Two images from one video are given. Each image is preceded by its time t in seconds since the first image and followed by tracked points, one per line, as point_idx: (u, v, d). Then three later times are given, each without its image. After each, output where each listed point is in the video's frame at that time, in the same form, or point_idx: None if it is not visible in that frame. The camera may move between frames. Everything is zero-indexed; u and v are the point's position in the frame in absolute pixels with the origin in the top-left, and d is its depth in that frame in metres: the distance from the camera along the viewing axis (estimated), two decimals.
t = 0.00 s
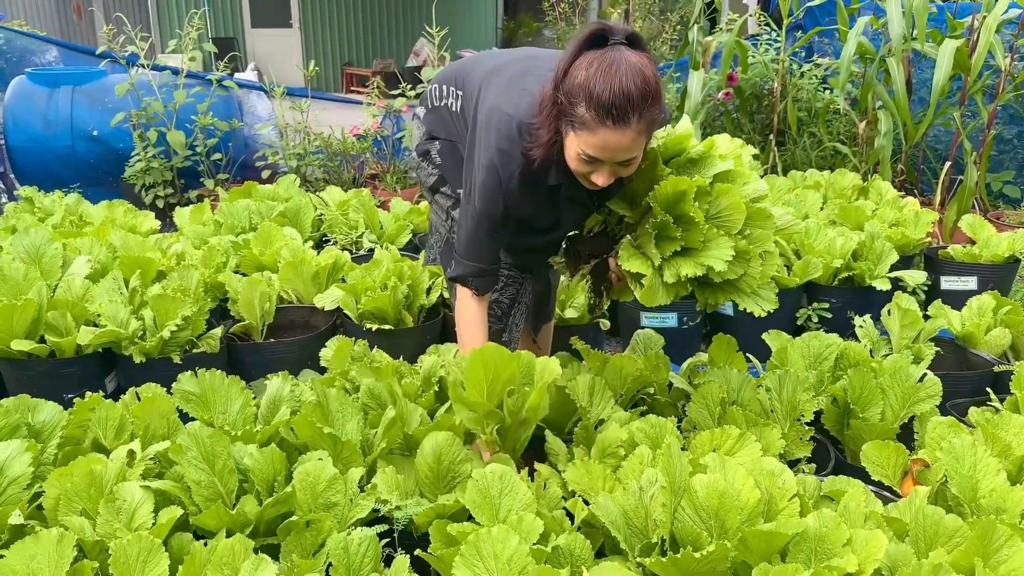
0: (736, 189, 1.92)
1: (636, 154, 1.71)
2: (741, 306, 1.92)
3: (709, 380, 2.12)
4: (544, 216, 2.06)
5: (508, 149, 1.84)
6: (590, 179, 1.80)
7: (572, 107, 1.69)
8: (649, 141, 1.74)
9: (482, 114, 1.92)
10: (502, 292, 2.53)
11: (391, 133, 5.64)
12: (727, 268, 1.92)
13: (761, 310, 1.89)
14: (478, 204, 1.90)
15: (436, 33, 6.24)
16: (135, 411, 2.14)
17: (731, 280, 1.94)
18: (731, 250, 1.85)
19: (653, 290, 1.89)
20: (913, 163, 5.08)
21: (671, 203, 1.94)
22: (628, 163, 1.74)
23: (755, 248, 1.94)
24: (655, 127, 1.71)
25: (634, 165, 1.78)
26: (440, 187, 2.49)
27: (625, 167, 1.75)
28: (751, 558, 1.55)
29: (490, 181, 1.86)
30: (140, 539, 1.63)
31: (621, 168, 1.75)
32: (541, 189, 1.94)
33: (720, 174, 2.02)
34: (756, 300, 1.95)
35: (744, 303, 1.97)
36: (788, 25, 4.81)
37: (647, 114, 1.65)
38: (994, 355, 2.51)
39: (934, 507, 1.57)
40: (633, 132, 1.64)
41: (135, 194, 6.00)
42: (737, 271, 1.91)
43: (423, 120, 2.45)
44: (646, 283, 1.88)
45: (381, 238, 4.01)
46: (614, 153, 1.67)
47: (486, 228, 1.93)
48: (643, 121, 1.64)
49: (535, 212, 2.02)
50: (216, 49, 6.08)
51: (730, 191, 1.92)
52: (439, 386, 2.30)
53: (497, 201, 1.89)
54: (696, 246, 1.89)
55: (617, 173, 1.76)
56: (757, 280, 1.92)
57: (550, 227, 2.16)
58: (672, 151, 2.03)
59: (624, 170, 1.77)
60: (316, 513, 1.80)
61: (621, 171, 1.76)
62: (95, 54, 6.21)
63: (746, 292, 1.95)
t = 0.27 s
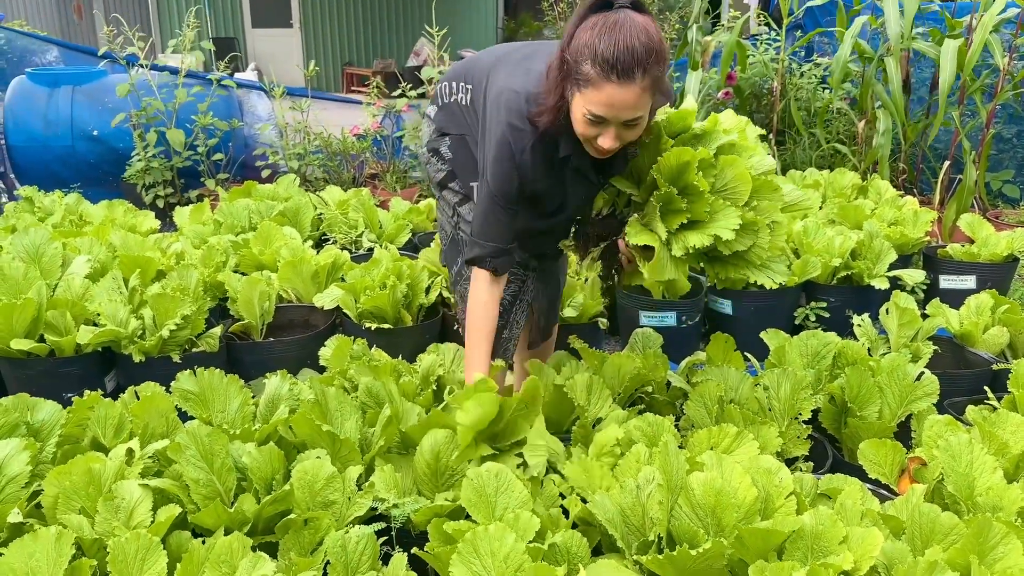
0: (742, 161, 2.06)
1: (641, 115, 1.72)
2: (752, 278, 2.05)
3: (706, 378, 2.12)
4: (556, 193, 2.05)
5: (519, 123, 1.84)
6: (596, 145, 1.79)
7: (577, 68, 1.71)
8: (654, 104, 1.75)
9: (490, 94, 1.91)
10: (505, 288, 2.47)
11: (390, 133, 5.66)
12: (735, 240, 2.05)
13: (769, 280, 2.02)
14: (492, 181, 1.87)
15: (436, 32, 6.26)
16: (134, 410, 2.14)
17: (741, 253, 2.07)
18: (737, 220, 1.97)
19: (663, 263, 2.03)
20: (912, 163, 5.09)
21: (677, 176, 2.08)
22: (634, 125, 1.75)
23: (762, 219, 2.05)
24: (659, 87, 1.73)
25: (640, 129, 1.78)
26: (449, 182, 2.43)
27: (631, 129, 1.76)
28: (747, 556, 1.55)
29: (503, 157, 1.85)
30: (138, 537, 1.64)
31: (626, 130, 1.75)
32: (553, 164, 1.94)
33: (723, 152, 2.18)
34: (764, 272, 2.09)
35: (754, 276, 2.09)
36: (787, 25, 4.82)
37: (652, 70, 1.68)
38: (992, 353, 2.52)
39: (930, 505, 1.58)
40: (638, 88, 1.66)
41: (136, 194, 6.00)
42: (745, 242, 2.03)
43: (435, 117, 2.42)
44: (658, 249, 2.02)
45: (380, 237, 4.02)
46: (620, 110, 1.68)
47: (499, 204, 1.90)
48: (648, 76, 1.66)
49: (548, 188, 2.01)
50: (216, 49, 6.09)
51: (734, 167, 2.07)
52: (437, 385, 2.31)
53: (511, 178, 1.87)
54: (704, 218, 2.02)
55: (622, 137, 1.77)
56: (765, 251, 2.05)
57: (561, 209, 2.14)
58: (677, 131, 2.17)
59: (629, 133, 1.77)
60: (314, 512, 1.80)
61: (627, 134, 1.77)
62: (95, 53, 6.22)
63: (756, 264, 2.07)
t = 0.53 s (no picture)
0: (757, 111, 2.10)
1: (636, 59, 1.84)
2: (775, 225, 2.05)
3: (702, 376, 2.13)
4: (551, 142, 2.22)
5: (518, 69, 2.03)
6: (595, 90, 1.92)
7: (578, 12, 1.84)
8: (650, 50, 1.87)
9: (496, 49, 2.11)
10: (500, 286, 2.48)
11: (387, 132, 5.67)
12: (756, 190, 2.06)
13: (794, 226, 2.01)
14: (488, 120, 2.03)
15: (433, 33, 6.28)
16: (130, 408, 2.14)
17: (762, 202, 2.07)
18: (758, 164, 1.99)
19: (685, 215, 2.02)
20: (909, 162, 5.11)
21: (695, 125, 2.09)
22: (629, 69, 1.86)
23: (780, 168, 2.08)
24: (655, 34, 1.84)
25: (636, 75, 1.90)
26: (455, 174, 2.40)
27: (626, 74, 1.88)
28: (742, 553, 1.55)
29: (501, 101, 2.03)
30: (133, 535, 1.64)
31: (623, 74, 1.87)
32: (551, 113, 2.12)
33: (738, 104, 2.19)
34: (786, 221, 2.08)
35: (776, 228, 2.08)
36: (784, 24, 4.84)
37: (648, 13, 1.78)
38: (987, 351, 2.53)
39: (924, 503, 1.58)
40: (634, 29, 1.77)
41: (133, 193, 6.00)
42: (766, 189, 2.04)
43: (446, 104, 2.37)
44: (680, 201, 2.02)
45: (377, 237, 4.02)
46: (615, 50, 1.79)
47: (495, 142, 2.05)
48: (644, 17, 1.78)
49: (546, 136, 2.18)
50: (213, 48, 6.10)
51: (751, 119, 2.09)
52: (433, 384, 2.31)
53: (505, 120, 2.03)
54: (724, 170, 2.04)
55: (619, 81, 1.89)
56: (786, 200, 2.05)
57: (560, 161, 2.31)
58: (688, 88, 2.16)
59: (626, 78, 1.89)
60: (309, 509, 1.80)
61: (623, 79, 1.89)
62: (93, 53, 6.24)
63: (778, 214, 2.07)
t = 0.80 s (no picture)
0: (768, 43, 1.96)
1: None
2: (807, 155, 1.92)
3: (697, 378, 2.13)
4: (557, 101, 2.12)
5: (521, 21, 2.03)
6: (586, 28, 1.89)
7: None
8: None
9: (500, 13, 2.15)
10: (500, 285, 2.43)
11: (384, 133, 5.68)
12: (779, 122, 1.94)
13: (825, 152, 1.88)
14: (494, 73, 2.04)
15: (429, 34, 6.28)
16: (126, 411, 2.14)
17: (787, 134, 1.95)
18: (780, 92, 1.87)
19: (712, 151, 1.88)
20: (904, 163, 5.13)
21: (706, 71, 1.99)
22: (617, 4, 1.83)
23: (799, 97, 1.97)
24: None
25: (625, 13, 1.86)
26: (464, 166, 2.35)
27: (614, 10, 1.84)
28: (737, 555, 1.55)
29: (505, 54, 2.02)
30: (129, 538, 1.63)
31: (610, 9, 1.84)
32: (556, 65, 2.07)
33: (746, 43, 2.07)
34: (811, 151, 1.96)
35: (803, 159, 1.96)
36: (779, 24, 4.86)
37: None
38: (981, 351, 2.55)
39: (919, 504, 1.58)
40: None
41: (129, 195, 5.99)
42: (789, 120, 1.93)
43: (451, 95, 2.28)
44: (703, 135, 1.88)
45: (374, 238, 4.02)
46: None
47: (502, 92, 2.05)
48: None
49: (555, 99, 2.13)
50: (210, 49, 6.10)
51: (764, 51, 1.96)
52: (429, 386, 2.31)
53: (511, 71, 2.02)
54: (743, 105, 1.91)
55: (608, 17, 1.85)
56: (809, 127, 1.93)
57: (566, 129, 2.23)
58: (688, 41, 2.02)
59: (616, 15, 1.85)
60: (306, 513, 1.80)
61: (611, 15, 1.85)
62: (88, 54, 6.20)
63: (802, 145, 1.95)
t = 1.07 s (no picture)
0: None
1: None
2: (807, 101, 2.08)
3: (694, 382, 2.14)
4: (559, 83, 2.15)
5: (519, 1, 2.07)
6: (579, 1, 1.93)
7: None
8: None
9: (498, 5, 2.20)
10: (515, 278, 2.42)
11: (381, 134, 5.69)
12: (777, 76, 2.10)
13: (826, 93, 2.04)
14: (500, 53, 2.05)
15: (425, 35, 6.29)
16: (124, 416, 2.14)
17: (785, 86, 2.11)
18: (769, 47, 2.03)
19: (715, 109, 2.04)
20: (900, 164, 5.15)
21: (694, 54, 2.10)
22: None
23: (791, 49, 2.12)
24: None
25: None
26: (471, 161, 2.37)
27: None
28: (734, 559, 1.56)
29: (508, 32, 2.04)
30: (128, 543, 1.64)
31: None
32: (556, 39, 2.08)
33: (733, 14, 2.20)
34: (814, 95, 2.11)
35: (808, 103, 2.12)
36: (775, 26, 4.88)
37: None
38: (977, 354, 2.56)
39: (913, 508, 1.59)
40: None
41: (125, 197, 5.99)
42: (783, 73, 2.09)
43: (451, 98, 2.33)
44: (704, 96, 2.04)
45: (371, 240, 4.03)
46: None
47: (509, 69, 2.06)
48: None
49: (555, 78, 2.14)
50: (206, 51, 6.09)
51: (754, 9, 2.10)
52: (427, 390, 2.32)
53: (516, 50, 2.04)
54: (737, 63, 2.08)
55: None
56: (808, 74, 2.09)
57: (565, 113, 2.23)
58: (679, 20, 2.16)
59: None
60: (304, 517, 1.81)
61: None
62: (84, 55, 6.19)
63: (804, 91, 2.11)
